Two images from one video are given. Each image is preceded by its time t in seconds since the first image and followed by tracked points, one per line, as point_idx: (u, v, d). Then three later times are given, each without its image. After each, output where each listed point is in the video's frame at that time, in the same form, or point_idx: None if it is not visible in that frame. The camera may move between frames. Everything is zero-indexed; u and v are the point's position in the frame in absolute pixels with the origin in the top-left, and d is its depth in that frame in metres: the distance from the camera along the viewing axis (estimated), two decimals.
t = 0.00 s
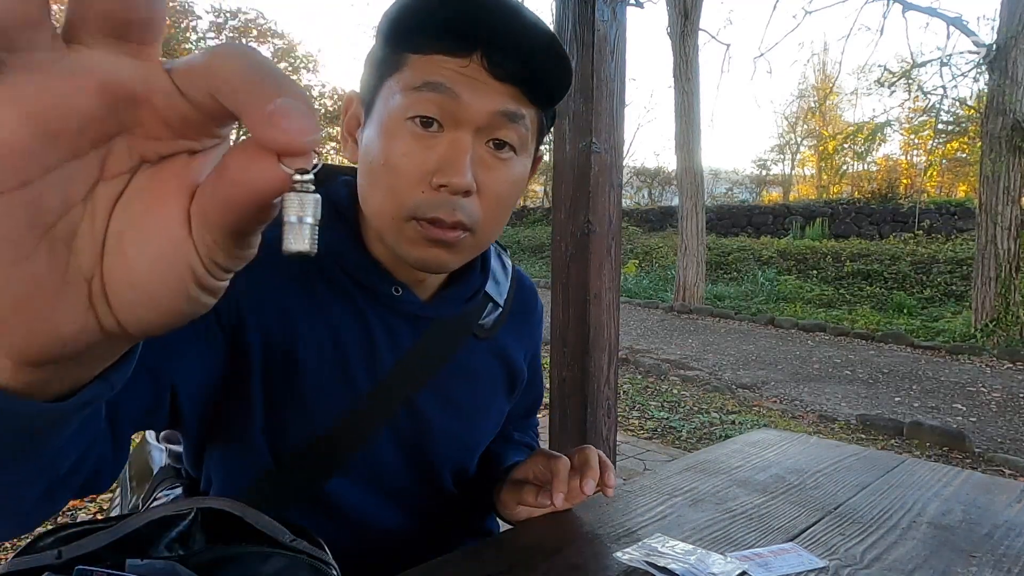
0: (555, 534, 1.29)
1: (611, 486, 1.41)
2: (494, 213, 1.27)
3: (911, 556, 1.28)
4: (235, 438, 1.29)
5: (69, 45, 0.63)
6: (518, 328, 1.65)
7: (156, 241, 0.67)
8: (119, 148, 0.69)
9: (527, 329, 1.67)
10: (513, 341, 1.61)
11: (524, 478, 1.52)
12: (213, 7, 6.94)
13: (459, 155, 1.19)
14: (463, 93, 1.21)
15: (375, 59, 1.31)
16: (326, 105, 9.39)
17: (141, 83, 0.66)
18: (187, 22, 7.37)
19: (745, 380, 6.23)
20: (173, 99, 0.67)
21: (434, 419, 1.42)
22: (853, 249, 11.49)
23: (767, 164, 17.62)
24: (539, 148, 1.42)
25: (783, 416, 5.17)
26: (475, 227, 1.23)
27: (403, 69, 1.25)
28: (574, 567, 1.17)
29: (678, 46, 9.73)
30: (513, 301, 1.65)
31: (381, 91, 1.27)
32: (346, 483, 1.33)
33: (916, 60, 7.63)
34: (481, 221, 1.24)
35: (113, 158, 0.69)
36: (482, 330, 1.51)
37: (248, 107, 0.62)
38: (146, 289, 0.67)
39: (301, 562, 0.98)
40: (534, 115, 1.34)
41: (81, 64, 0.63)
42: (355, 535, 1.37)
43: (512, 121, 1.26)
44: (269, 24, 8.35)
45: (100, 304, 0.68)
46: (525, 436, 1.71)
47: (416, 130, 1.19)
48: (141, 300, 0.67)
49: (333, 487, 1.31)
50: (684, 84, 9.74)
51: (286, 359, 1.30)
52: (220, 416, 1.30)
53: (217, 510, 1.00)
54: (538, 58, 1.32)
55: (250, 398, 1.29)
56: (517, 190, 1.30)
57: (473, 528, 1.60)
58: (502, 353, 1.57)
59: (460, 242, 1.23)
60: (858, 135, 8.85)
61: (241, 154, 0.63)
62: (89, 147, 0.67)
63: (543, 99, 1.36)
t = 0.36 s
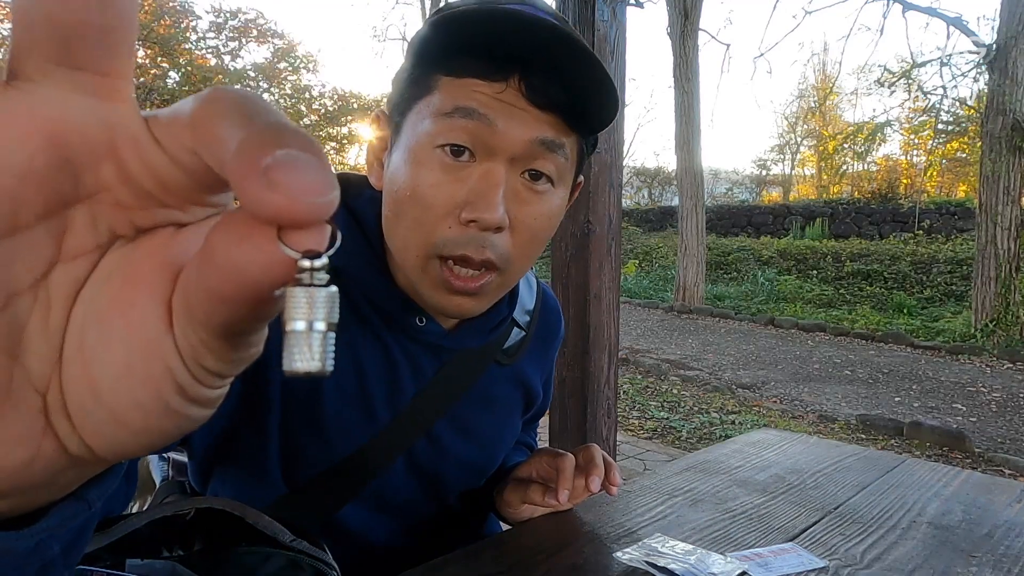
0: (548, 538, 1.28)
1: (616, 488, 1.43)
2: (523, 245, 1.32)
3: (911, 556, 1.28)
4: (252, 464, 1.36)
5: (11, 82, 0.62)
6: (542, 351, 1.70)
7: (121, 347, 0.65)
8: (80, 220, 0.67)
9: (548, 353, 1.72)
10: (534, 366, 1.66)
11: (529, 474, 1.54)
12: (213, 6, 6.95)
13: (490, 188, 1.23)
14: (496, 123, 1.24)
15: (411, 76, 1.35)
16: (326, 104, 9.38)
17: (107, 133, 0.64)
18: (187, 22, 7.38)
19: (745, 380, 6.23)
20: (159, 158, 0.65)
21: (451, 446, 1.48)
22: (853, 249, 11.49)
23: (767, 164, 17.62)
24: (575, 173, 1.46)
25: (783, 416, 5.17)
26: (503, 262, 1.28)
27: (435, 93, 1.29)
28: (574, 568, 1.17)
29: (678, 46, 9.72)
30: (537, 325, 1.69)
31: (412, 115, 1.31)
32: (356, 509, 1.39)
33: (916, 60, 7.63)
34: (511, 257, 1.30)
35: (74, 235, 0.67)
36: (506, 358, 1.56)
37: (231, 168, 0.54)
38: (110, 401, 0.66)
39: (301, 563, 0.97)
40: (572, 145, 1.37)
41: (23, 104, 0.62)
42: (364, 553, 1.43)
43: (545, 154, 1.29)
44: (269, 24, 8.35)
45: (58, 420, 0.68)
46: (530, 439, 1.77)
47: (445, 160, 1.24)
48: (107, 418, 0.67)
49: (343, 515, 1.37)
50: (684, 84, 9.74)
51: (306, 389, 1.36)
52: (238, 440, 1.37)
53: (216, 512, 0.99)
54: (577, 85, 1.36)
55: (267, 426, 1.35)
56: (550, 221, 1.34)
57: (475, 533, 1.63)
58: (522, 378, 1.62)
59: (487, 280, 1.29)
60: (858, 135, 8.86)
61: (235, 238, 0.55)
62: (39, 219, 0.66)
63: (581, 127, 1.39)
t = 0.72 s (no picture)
0: (547, 538, 1.27)
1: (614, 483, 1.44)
2: (522, 244, 1.32)
3: (911, 556, 1.28)
4: (253, 462, 1.37)
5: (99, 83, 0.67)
6: (542, 349, 1.70)
7: (140, 336, 0.67)
8: (127, 214, 0.70)
9: (547, 351, 1.72)
10: (534, 365, 1.66)
11: (527, 473, 1.54)
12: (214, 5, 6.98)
13: (489, 188, 1.23)
14: (497, 123, 1.24)
15: (413, 78, 1.35)
16: (326, 104, 9.37)
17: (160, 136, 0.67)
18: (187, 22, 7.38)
19: (745, 380, 6.23)
20: (203, 158, 0.66)
21: (451, 446, 1.48)
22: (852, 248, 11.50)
23: (767, 164, 17.62)
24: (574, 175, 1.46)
25: (783, 416, 5.17)
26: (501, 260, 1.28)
27: (436, 93, 1.30)
28: (575, 568, 1.16)
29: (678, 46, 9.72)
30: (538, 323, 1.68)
31: (413, 115, 1.31)
32: (355, 507, 1.39)
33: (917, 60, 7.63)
34: (509, 254, 1.29)
35: (119, 226, 0.70)
36: (505, 356, 1.56)
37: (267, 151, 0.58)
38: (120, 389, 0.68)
39: (300, 563, 0.97)
40: (570, 147, 1.37)
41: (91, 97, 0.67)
42: (367, 550, 1.44)
43: (545, 155, 1.29)
44: (270, 24, 8.34)
45: (67, 409, 0.69)
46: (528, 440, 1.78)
47: (445, 159, 1.24)
48: (111, 407, 0.68)
49: (342, 513, 1.37)
50: (684, 84, 9.75)
51: (307, 388, 1.37)
52: (240, 437, 1.38)
53: (216, 512, 0.99)
54: (577, 88, 1.36)
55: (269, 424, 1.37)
56: (548, 222, 1.35)
57: (474, 533, 1.62)
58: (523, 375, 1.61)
59: (487, 275, 1.29)
60: (858, 135, 8.86)
61: (260, 207, 0.59)
62: (89, 204, 0.69)
63: (580, 128, 1.39)
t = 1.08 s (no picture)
0: (544, 539, 1.27)
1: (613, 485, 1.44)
2: (527, 243, 1.32)
3: (910, 556, 1.28)
4: (253, 462, 1.37)
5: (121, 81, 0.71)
6: (543, 351, 1.69)
7: (154, 329, 0.71)
8: (142, 208, 0.74)
9: (548, 354, 1.71)
10: (534, 366, 1.65)
11: (526, 472, 1.54)
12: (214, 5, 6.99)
13: (495, 185, 1.23)
14: (503, 121, 1.25)
15: (420, 77, 1.35)
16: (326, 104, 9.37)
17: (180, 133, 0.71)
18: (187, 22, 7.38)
19: (746, 380, 6.23)
20: (219, 156, 0.70)
21: (451, 445, 1.48)
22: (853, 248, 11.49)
23: (767, 164, 17.62)
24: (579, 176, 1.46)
25: (783, 416, 5.17)
26: (506, 258, 1.28)
27: (443, 92, 1.30)
28: (574, 568, 1.17)
29: (678, 46, 9.72)
30: (539, 325, 1.68)
31: (420, 114, 1.31)
32: (355, 505, 1.39)
33: (916, 60, 7.62)
34: (514, 254, 1.29)
35: (134, 217, 0.74)
36: (506, 357, 1.55)
37: (276, 139, 0.63)
38: (132, 382, 0.71)
39: (300, 563, 0.97)
40: (575, 147, 1.37)
41: (115, 95, 0.71)
42: (367, 549, 1.44)
43: (550, 154, 1.30)
44: (269, 24, 8.34)
45: (77, 400, 0.71)
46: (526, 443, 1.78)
47: (451, 156, 1.24)
48: (123, 398, 0.70)
49: (343, 512, 1.37)
50: (684, 84, 9.75)
51: (309, 388, 1.38)
52: (239, 436, 1.38)
53: (216, 512, 1.00)
54: (582, 87, 1.36)
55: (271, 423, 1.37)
56: (553, 221, 1.34)
57: (474, 534, 1.62)
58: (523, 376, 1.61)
59: (492, 274, 1.29)
60: (858, 134, 8.86)
61: (261, 193, 0.63)
62: (105, 194, 0.72)
63: (586, 130, 1.39)
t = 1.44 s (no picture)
0: (541, 540, 1.26)
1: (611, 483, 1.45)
2: (533, 249, 1.32)
3: (910, 556, 1.28)
4: (257, 461, 1.38)
5: (118, 90, 0.74)
6: (544, 358, 1.68)
7: (147, 348, 0.70)
8: (136, 221, 0.74)
9: (550, 358, 1.71)
10: (536, 371, 1.65)
11: (527, 472, 1.55)
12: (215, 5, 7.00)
13: (503, 191, 1.23)
14: (512, 126, 1.25)
15: (429, 81, 1.36)
16: (326, 104, 9.38)
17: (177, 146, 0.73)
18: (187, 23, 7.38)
19: (745, 380, 6.23)
20: (211, 168, 0.71)
21: (451, 448, 1.48)
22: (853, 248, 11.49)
23: (767, 164, 17.62)
24: (586, 180, 1.45)
25: (783, 416, 5.17)
26: (513, 263, 1.29)
27: (452, 96, 1.30)
28: (574, 568, 1.17)
29: (678, 46, 9.72)
30: (541, 328, 1.68)
31: (429, 118, 1.31)
32: (356, 507, 1.39)
33: (916, 60, 7.62)
34: (520, 258, 1.30)
35: (127, 233, 0.74)
36: (508, 362, 1.55)
37: (262, 161, 0.60)
38: (126, 401, 0.70)
39: (301, 563, 0.97)
40: (583, 154, 1.37)
41: (112, 105, 0.73)
42: (368, 548, 1.44)
43: (556, 163, 1.29)
44: (269, 24, 8.34)
45: (69, 419, 0.71)
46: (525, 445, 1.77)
47: (462, 160, 1.24)
48: (115, 417, 0.70)
49: (343, 513, 1.37)
50: (684, 84, 9.75)
51: (314, 389, 1.38)
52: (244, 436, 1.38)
53: (216, 512, 1.01)
54: (585, 88, 1.34)
55: (274, 427, 1.37)
56: (559, 227, 1.34)
57: (474, 534, 1.62)
58: (523, 383, 1.60)
59: (499, 278, 1.30)
60: (858, 134, 8.86)
61: (252, 216, 0.61)
62: (100, 210, 0.73)
63: (594, 134, 1.39)
